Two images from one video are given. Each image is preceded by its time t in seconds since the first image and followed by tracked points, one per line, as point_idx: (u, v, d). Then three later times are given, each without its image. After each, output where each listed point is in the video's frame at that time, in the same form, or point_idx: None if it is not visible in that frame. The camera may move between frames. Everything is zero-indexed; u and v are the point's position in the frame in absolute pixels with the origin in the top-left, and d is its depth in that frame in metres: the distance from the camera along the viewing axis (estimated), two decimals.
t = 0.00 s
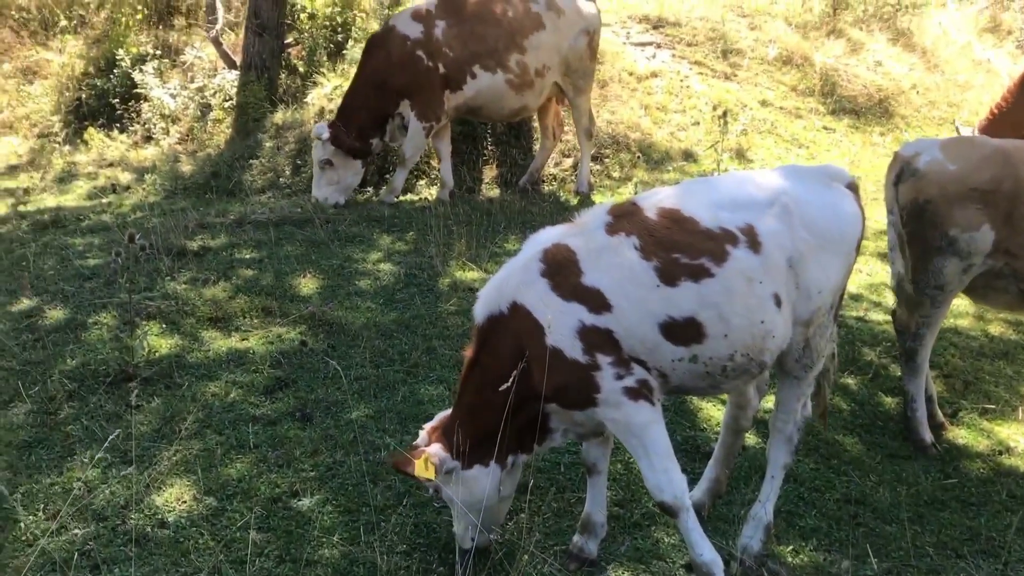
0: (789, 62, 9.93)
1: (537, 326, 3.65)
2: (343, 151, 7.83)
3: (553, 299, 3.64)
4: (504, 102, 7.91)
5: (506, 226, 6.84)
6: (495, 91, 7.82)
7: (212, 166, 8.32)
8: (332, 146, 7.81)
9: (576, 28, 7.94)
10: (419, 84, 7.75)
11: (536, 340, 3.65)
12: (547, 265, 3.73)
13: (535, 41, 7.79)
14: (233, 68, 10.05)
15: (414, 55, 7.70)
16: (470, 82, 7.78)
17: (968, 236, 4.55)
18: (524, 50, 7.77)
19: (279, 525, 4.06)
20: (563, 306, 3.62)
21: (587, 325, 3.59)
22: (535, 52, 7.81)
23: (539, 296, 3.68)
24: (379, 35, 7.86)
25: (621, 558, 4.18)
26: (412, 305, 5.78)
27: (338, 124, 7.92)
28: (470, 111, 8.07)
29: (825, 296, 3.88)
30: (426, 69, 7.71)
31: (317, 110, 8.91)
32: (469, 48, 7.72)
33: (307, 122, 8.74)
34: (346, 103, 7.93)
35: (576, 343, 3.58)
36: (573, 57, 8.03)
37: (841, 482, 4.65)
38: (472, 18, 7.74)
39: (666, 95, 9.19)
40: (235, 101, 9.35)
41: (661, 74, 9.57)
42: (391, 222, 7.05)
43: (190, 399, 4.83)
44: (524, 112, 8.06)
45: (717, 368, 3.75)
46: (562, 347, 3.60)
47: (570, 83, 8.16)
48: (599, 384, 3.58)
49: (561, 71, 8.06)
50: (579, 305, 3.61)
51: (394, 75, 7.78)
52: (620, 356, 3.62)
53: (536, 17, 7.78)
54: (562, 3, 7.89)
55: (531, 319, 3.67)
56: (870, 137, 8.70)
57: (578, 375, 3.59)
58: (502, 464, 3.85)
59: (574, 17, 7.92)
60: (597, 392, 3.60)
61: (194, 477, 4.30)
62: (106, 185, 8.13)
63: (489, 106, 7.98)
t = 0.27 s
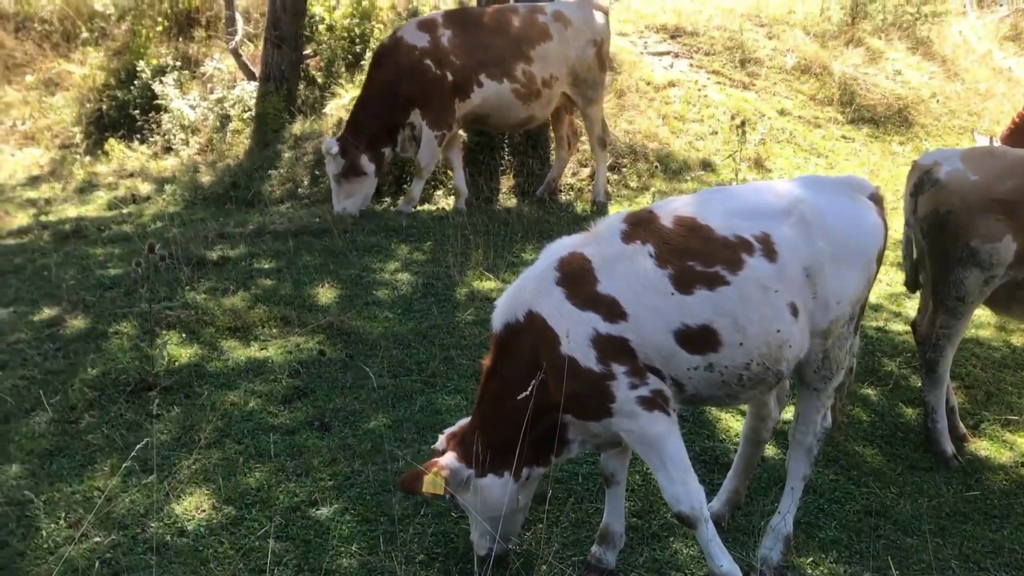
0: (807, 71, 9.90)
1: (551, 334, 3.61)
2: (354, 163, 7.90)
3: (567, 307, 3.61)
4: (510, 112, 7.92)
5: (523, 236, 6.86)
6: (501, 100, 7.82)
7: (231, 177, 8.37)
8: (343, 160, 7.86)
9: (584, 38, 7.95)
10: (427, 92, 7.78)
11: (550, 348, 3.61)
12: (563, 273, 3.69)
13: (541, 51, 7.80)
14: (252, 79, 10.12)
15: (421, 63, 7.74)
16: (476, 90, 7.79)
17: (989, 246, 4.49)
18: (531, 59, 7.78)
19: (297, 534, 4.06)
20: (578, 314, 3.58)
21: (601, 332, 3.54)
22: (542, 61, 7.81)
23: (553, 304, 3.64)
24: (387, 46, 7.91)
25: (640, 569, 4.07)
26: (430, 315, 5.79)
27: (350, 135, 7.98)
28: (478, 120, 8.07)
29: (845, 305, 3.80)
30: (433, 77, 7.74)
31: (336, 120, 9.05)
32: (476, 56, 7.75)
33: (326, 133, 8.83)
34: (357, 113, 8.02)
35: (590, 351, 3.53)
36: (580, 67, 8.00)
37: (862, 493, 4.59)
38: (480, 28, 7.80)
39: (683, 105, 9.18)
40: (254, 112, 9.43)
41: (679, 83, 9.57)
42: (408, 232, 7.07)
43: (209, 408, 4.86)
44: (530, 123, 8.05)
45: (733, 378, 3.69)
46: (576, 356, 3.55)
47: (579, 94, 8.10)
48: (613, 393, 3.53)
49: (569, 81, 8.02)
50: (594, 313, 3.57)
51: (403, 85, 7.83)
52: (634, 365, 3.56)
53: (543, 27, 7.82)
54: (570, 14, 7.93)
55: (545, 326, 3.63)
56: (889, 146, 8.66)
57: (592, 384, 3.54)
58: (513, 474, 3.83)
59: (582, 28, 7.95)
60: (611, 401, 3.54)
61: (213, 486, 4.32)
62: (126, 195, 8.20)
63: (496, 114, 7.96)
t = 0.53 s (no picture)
0: (823, 76, 9.87)
1: (560, 339, 3.60)
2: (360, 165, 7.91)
3: (576, 313, 3.60)
4: (516, 117, 7.92)
5: (537, 241, 6.86)
6: (507, 104, 7.83)
7: (246, 181, 8.41)
8: (349, 163, 7.88)
9: (590, 44, 7.96)
10: (434, 96, 7.78)
11: (558, 353, 3.61)
12: (574, 278, 3.68)
13: (547, 56, 7.83)
14: (267, 84, 10.18)
15: (428, 67, 7.73)
16: (482, 94, 7.81)
17: (1004, 251, 4.46)
18: (537, 64, 7.80)
19: (311, 537, 4.06)
20: (586, 320, 3.57)
21: (609, 340, 3.52)
22: (548, 67, 7.83)
23: (563, 309, 3.63)
24: (393, 52, 7.90)
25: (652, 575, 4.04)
26: (444, 319, 5.80)
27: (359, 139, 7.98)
28: (484, 124, 8.08)
29: (859, 314, 3.75)
30: (440, 80, 7.74)
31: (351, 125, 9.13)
32: (481, 60, 7.76)
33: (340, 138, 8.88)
34: (363, 117, 7.99)
35: (596, 357, 3.52)
36: (586, 73, 8.01)
37: (876, 500, 4.56)
38: (486, 32, 7.81)
39: (698, 110, 9.17)
40: (269, 117, 9.48)
41: (694, 89, 9.56)
42: (422, 237, 7.09)
43: (225, 411, 4.88)
44: (536, 128, 8.05)
45: (743, 385, 3.66)
46: (583, 361, 3.54)
47: (587, 99, 8.11)
48: (618, 401, 3.51)
49: (576, 86, 8.04)
50: (603, 319, 3.55)
51: (409, 89, 7.83)
52: (641, 372, 3.55)
53: (549, 33, 7.84)
54: (576, 20, 7.94)
55: (554, 331, 3.63)
56: (906, 152, 8.62)
57: (598, 390, 3.53)
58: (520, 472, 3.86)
59: (588, 33, 7.97)
60: (616, 408, 3.53)
61: (227, 488, 4.34)
62: (143, 199, 8.26)
63: (501, 117, 7.95)
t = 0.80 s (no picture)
0: (835, 80, 9.84)
1: (561, 337, 3.61)
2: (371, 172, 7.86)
3: (577, 311, 3.61)
4: (520, 121, 7.90)
5: (547, 243, 6.86)
6: (511, 107, 7.81)
7: (258, 181, 8.43)
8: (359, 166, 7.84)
9: (596, 47, 7.86)
10: (440, 98, 7.82)
11: (558, 351, 3.63)
12: (577, 277, 3.69)
13: (552, 60, 7.77)
14: (279, 85, 10.21)
15: (433, 69, 7.77)
16: (486, 97, 7.81)
17: (1014, 254, 4.44)
18: (541, 68, 7.76)
19: (320, 537, 4.07)
20: (587, 318, 3.57)
21: (608, 337, 3.53)
22: (552, 71, 7.78)
23: (566, 307, 3.64)
24: (399, 55, 7.93)
25: None
26: (454, 320, 5.80)
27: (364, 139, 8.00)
28: (488, 127, 8.08)
29: (869, 318, 3.65)
30: (446, 82, 7.77)
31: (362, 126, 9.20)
32: (487, 62, 7.75)
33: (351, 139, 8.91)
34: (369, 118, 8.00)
35: (594, 353, 3.53)
36: (591, 77, 7.92)
37: (887, 504, 4.53)
38: (491, 34, 7.79)
39: (709, 113, 9.16)
40: (281, 118, 9.52)
41: (705, 91, 9.55)
42: (432, 238, 7.10)
43: (235, 410, 4.90)
44: (539, 131, 8.02)
45: (746, 388, 3.60)
46: (581, 358, 3.55)
47: (592, 103, 8.04)
48: (615, 394, 3.52)
49: (581, 90, 7.96)
50: (604, 318, 3.55)
51: (415, 91, 7.86)
52: (640, 369, 3.54)
53: (554, 36, 7.78)
54: (581, 23, 7.85)
55: (556, 329, 3.64)
56: (918, 156, 8.59)
57: (596, 387, 3.54)
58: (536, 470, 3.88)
59: (594, 37, 7.86)
60: (612, 403, 3.53)
61: (236, 488, 4.35)
62: (155, 199, 8.30)
63: (504, 120, 7.93)
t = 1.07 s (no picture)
0: (842, 84, 9.83)
1: (559, 336, 3.63)
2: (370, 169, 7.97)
3: (576, 311, 3.61)
4: (522, 123, 7.89)
5: (552, 245, 6.86)
6: (513, 110, 7.81)
7: (264, 182, 8.44)
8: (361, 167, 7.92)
9: (598, 51, 7.78)
10: (443, 100, 7.84)
11: (555, 350, 3.64)
12: (579, 276, 3.69)
13: (554, 63, 7.73)
14: (286, 86, 10.23)
15: (436, 72, 7.79)
16: (488, 99, 7.81)
17: (1018, 257, 4.45)
18: (543, 71, 7.72)
19: (324, 537, 4.06)
20: (586, 319, 3.58)
21: (605, 340, 3.54)
22: (554, 74, 7.74)
23: (566, 306, 3.65)
24: (403, 57, 7.96)
25: None
26: (459, 321, 5.80)
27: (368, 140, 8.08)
28: (491, 129, 8.09)
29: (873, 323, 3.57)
30: (449, 84, 7.79)
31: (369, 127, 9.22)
32: (489, 64, 7.73)
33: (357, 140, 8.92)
34: (371, 119, 8.08)
35: (590, 356, 3.55)
36: (594, 81, 7.85)
37: (892, 509, 4.52)
38: (493, 36, 7.77)
39: (716, 116, 9.16)
40: (288, 119, 9.53)
41: (712, 94, 9.55)
42: (438, 239, 7.10)
43: (240, 410, 4.90)
44: (542, 133, 7.99)
45: (743, 390, 3.59)
46: (577, 359, 3.58)
47: (596, 106, 7.97)
48: (604, 401, 3.55)
49: (584, 93, 7.89)
50: (602, 318, 3.56)
51: (419, 93, 7.91)
52: (633, 374, 3.56)
53: (555, 39, 7.74)
54: (584, 26, 7.78)
55: (555, 328, 3.65)
56: (925, 160, 8.57)
57: (590, 388, 3.57)
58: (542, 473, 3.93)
59: (597, 39, 7.79)
60: (601, 411, 3.56)
61: (240, 488, 4.35)
62: (162, 199, 8.32)
63: (506, 122, 7.93)
